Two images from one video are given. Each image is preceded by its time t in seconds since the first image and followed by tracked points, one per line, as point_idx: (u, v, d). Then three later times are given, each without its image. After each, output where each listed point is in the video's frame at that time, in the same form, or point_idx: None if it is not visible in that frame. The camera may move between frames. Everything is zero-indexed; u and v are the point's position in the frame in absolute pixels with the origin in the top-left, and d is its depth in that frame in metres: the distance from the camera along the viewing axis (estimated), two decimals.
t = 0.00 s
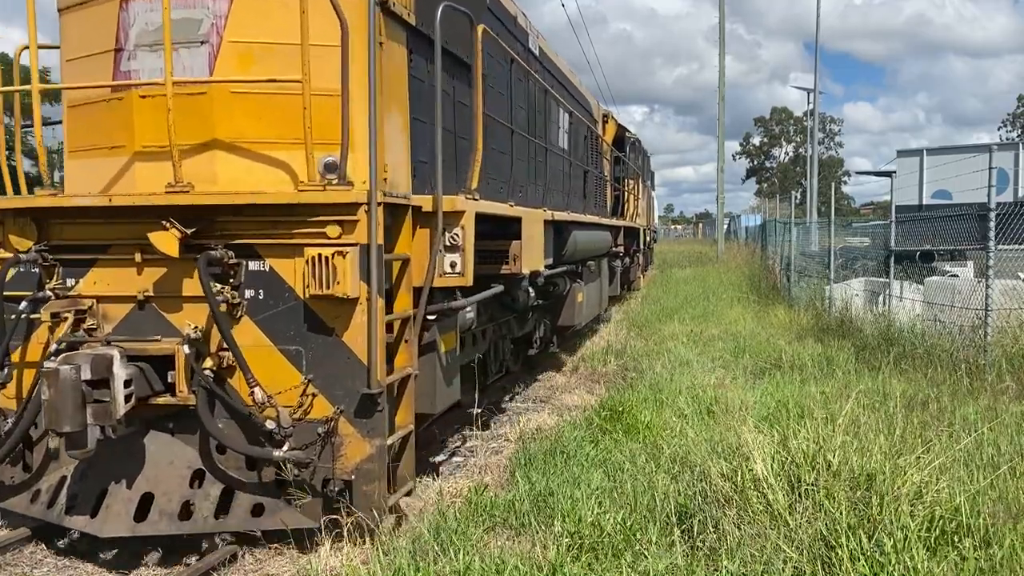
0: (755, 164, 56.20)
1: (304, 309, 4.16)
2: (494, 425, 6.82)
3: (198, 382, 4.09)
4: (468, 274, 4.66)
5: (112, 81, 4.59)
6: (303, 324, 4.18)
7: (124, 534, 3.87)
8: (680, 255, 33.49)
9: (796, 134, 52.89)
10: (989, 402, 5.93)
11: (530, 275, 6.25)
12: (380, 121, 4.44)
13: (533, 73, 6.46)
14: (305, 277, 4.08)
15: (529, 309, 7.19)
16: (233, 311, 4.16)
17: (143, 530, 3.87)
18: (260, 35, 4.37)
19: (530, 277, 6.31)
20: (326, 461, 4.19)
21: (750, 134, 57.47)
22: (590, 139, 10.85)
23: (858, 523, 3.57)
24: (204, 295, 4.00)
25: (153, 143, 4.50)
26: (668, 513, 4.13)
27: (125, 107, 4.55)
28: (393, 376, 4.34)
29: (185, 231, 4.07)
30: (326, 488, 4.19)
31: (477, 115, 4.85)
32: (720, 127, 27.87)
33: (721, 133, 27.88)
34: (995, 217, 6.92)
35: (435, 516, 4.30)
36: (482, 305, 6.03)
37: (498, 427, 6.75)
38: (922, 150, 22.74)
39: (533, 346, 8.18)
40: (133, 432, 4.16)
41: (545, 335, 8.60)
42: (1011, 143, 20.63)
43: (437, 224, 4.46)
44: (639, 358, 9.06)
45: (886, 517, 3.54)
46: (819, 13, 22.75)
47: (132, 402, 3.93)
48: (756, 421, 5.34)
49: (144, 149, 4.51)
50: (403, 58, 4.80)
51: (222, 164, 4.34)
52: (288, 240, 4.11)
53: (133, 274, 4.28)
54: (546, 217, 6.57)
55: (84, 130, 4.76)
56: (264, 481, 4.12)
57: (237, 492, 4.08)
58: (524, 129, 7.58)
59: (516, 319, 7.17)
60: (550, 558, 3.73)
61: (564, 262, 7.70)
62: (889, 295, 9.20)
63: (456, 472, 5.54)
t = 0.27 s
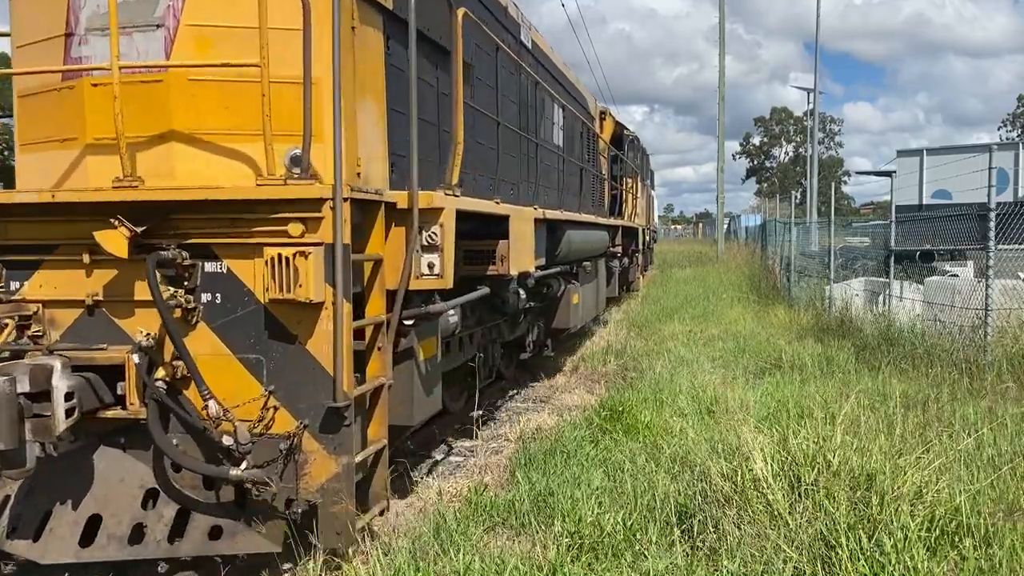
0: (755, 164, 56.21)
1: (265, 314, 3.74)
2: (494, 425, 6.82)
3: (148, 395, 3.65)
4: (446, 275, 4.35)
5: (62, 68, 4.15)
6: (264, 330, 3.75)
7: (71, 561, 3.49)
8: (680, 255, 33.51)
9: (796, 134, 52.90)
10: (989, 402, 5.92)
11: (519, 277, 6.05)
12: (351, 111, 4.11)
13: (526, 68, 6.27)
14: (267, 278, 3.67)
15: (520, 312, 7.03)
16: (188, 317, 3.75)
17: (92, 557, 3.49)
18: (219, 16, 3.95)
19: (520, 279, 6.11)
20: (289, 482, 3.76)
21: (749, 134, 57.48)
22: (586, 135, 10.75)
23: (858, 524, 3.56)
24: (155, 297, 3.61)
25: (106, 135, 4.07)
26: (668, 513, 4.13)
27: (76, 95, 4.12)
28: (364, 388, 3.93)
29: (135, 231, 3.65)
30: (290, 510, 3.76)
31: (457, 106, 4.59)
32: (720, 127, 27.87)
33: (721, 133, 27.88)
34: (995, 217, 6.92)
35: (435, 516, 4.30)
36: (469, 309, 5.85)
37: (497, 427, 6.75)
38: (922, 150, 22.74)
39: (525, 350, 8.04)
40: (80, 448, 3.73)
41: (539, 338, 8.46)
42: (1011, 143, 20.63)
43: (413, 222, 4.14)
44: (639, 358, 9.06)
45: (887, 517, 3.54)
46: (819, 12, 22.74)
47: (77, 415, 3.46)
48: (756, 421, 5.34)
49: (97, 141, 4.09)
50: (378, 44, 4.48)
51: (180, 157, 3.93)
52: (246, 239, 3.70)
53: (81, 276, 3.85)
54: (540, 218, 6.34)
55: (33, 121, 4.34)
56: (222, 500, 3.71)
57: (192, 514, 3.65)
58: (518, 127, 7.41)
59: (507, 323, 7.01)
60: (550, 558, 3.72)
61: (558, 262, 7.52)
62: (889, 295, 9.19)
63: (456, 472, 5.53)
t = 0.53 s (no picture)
0: (755, 164, 56.23)
1: (216, 322, 3.40)
2: (494, 425, 6.83)
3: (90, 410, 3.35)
4: (422, 277, 4.04)
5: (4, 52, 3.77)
6: (217, 339, 3.41)
7: None
8: (680, 255, 33.53)
9: (796, 134, 52.92)
10: (990, 402, 5.92)
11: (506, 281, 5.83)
12: (320, 99, 3.72)
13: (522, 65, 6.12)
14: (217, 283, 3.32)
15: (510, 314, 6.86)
16: (134, 324, 3.43)
17: None
18: None
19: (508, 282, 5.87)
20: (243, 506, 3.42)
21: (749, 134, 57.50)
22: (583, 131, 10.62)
23: (858, 524, 3.56)
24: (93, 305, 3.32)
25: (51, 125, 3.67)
26: (668, 513, 4.13)
27: (18, 81, 3.72)
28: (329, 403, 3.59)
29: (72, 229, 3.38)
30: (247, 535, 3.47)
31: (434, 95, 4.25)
32: (720, 127, 27.87)
33: (721, 133, 27.89)
34: (995, 217, 6.92)
35: (435, 516, 4.30)
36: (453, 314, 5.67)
37: (497, 427, 6.76)
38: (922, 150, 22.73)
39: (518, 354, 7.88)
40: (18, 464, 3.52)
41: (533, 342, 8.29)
42: (1011, 143, 20.62)
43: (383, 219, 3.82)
44: (638, 358, 9.06)
45: (887, 517, 3.54)
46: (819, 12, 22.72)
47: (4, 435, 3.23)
48: (757, 421, 5.34)
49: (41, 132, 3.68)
50: (351, 31, 4.12)
51: (129, 149, 3.53)
52: (197, 239, 3.37)
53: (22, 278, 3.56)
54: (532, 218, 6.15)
55: None
56: (173, 524, 3.46)
57: (139, 539, 3.43)
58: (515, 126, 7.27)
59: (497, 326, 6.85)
60: (549, 558, 3.73)
61: (552, 263, 7.36)
62: (889, 295, 9.19)
63: (456, 472, 5.53)
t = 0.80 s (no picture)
0: (755, 164, 56.23)
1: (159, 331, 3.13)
2: (494, 425, 6.82)
3: (18, 429, 3.14)
4: (393, 281, 3.74)
5: None
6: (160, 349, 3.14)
7: None
8: (680, 255, 33.55)
9: (796, 134, 52.92)
10: (990, 402, 5.92)
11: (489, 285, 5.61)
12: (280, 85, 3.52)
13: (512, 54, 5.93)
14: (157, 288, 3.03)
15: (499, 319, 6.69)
16: (67, 333, 3.17)
17: None
18: None
19: (493, 286, 5.65)
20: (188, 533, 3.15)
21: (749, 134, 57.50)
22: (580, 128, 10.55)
23: (858, 523, 3.56)
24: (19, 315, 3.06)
25: None
26: (668, 512, 4.13)
27: None
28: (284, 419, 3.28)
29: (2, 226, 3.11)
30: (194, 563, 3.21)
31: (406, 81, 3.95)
32: (720, 127, 27.87)
33: (721, 133, 27.89)
34: (995, 217, 6.91)
35: (435, 516, 4.29)
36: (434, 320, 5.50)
37: (497, 427, 6.75)
38: (922, 150, 22.73)
39: (509, 360, 7.72)
40: None
41: (524, 348, 8.15)
42: (1011, 143, 20.61)
43: (348, 219, 3.50)
44: (638, 358, 9.06)
45: (887, 517, 3.54)
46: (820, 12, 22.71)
47: None
48: (757, 421, 5.34)
49: None
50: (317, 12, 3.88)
51: (71, 139, 3.36)
52: (137, 238, 3.10)
53: None
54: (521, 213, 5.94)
55: None
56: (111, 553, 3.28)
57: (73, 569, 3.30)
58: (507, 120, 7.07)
59: (485, 331, 6.70)
60: (549, 558, 3.72)
61: (545, 263, 7.18)
62: (889, 295, 9.18)
63: (456, 473, 5.53)
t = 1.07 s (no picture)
0: (755, 164, 56.25)
1: (89, 343, 2.83)
2: (494, 425, 6.83)
3: None
4: (358, 285, 3.45)
5: None
6: (90, 363, 2.84)
7: None
8: (680, 255, 33.57)
9: (796, 134, 52.93)
10: (990, 403, 5.92)
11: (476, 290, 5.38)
12: (232, 71, 3.19)
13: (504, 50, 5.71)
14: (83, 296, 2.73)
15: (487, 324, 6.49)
16: None
17: None
18: None
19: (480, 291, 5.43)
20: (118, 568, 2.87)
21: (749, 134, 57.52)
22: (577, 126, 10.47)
23: (858, 524, 3.56)
24: None
25: None
26: (668, 513, 4.13)
27: None
28: (230, 440, 2.98)
29: None
30: None
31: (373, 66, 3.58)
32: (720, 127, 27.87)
33: (721, 133, 27.90)
34: (995, 218, 6.91)
35: (435, 516, 4.30)
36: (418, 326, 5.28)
37: (498, 427, 6.75)
38: (922, 150, 22.75)
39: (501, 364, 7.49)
40: None
41: (519, 351, 7.90)
42: (1011, 144, 20.60)
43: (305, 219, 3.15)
44: (639, 358, 9.06)
45: (887, 517, 3.55)
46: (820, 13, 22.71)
47: None
48: (758, 421, 5.34)
49: None
50: None
51: None
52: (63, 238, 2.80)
53: None
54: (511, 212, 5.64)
55: None
56: None
57: None
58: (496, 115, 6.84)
59: (473, 336, 6.49)
60: (549, 558, 3.73)
61: (538, 264, 6.93)
62: (889, 295, 9.17)
63: (456, 473, 5.53)
